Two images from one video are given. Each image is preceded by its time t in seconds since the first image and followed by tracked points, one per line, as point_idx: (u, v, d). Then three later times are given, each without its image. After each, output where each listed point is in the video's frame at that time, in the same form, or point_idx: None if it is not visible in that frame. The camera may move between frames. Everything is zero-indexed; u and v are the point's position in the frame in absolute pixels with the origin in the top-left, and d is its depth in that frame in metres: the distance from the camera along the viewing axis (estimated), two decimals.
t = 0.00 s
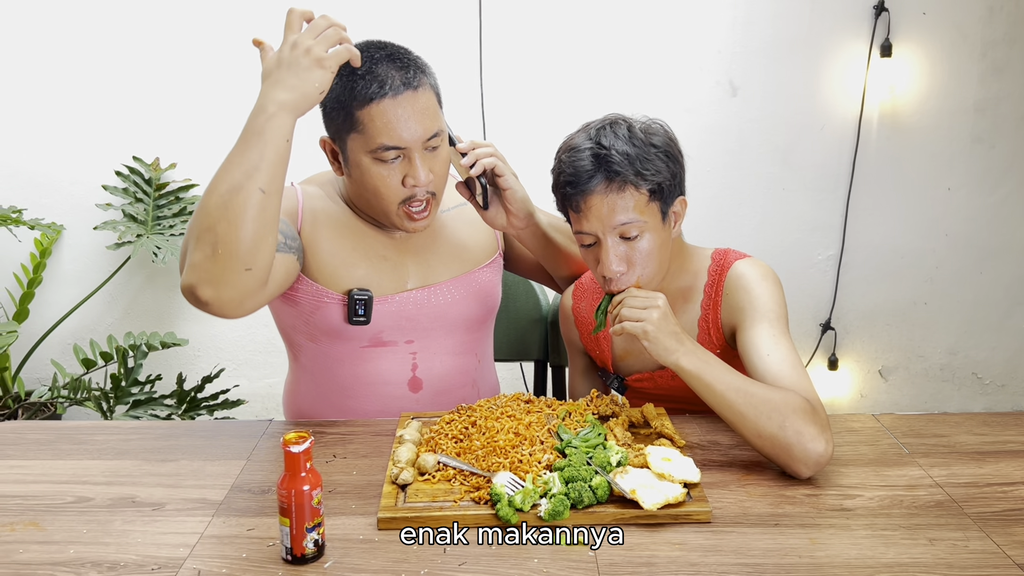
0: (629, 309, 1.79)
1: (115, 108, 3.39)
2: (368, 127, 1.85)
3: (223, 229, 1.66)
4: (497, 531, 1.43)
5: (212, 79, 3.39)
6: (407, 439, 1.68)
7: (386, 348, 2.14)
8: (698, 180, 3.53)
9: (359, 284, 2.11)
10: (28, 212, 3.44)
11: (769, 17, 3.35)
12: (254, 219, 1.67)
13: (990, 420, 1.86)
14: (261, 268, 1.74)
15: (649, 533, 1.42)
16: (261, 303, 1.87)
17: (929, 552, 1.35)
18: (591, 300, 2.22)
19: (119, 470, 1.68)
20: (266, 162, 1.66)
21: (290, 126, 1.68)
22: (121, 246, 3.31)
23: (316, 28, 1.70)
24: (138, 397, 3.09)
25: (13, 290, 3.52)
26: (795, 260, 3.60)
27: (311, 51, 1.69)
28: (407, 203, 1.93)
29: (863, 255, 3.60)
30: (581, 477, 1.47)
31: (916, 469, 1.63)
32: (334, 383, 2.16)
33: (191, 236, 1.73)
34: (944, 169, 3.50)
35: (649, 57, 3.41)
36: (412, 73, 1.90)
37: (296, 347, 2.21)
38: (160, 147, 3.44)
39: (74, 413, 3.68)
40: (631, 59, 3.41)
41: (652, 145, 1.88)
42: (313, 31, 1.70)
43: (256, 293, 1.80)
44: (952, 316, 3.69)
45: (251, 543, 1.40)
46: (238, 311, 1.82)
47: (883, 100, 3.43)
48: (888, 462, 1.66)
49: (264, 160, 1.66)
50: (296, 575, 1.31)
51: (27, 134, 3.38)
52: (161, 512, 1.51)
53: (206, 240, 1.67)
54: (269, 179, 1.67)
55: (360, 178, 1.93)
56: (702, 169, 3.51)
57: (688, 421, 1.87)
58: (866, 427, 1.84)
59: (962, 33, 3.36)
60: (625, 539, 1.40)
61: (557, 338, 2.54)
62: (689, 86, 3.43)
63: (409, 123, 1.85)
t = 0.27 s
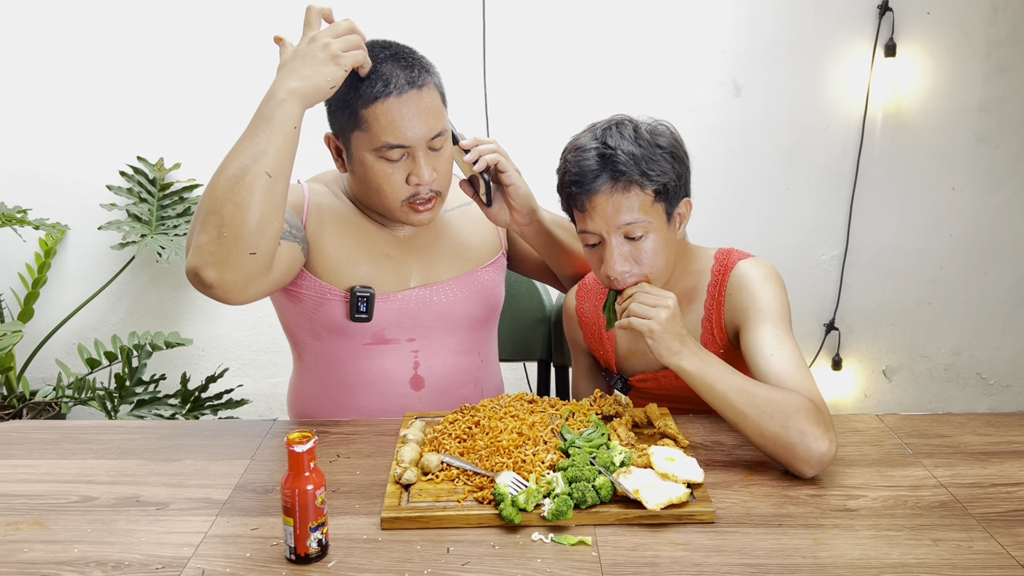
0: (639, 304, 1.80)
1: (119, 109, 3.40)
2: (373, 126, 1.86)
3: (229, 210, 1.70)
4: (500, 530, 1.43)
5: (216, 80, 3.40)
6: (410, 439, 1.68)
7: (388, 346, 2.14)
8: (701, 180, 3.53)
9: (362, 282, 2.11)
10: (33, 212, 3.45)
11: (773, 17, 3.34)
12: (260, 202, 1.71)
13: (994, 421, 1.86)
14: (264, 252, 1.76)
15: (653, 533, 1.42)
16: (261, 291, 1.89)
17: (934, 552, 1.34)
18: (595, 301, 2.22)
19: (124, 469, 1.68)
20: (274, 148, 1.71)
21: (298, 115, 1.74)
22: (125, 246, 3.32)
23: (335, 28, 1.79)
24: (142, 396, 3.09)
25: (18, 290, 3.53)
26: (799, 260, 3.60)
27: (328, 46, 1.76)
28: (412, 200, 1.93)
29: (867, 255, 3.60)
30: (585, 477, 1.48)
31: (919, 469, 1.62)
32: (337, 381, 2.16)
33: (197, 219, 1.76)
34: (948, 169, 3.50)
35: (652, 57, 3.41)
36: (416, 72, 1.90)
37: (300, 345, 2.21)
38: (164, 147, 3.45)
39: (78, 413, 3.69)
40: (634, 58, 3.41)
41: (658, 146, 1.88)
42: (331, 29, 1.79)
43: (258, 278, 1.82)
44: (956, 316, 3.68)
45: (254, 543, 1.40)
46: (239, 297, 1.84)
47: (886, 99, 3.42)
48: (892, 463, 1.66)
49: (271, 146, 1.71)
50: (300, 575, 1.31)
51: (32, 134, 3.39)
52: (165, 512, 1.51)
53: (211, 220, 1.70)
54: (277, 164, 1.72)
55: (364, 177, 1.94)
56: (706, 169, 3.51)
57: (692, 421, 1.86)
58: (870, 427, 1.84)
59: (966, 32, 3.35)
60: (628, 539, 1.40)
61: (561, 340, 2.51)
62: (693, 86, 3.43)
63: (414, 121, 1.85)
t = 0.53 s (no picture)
0: (627, 325, 1.75)
1: (126, 109, 3.41)
2: (381, 124, 1.86)
3: (239, 216, 1.72)
4: (505, 530, 1.44)
5: (222, 80, 3.41)
6: (415, 439, 1.68)
7: (394, 345, 2.15)
8: (706, 180, 3.53)
9: (366, 281, 2.12)
10: (40, 212, 3.47)
11: (778, 17, 3.34)
12: (270, 207, 1.73)
13: (1000, 421, 1.85)
14: (273, 256, 1.79)
15: (657, 533, 1.42)
16: (270, 293, 1.91)
17: (938, 552, 1.35)
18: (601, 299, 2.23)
19: (130, 469, 1.69)
20: (284, 154, 1.73)
21: (308, 121, 1.75)
22: (132, 246, 3.33)
23: (343, 34, 1.79)
24: (149, 396, 3.10)
25: (25, 290, 3.55)
26: (804, 260, 3.59)
27: (337, 51, 1.77)
28: (418, 198, 1.94)
29: (872, 255, 3.59)
30: (589, 477, 1.48)
31: (925, 469, 1.62)
32: (342, 380, 2.17)
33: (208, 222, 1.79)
34: (954, 168, 3.49)
35: (657, 57, 3.41)
36: (424, 71, 1.91)
37: (306, 345, 2.22)
38: (170, 147, 3.46)
39: (85, 412, 3.71)
40: (639, 58, 3.41)
41: (667, 141, 1.88)
42: (341, 35, 1.79)
43: (267, 281, 1.85)
44: (962, 316, 3.68)
45: (260, 542, 1.41)
46: (249, 300, 1.87)
47: (892, 99, 3.42)
48: (897, 463, 1.66)
49: (281, 152, 1.73)
50: (306, 573, 1.32)
51: (38, 134, 3.40)
52: (171, 511, 1.52)
53: (222, 225, 1.73)
54: (286, 169, 1.73)
55: (371, 173, 1.94)
56: (711, 168, 3.51)
57: (696, 421, 1.87)
58: (875, 427, 1.84)
59: (972, 32, 3.35)
60: (633, 539, 1.40)
61: (565, 338, 2.54)
62: (698, 85, 3.43)
63: (421, 120, 1.86)
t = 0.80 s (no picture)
0: (622, 327, 1.77)
1: (130, 110, 3.42)
2: (388, 121, 1.86)
3: (244, 214, 1.72)
4: (508, 530, 1.44)
5: (225, 80, 3.41)
6: (418, 439, 1.68)
7: (396, 344, 2.15)
8: (710, 180, 3.52)
9: (369, 280, 2.12)
10: (44, 212, 3.48)
11: (782, 17, 3.34)
12: (275, 206, 1.73)
13: (1004, 421, 1.85)
14: (277, 255, 1.79)
15: (660, 533, 1.42)
16: (273, 291, 1.92)
17: (943, 553, 1.34)
18: (606, 299, 2.22)
19: (134, 468, 1.69)
20: (289, 153, 1.73)
21: (313, 120, 1.76)
22: (135, 246, 3.33)
23: (348, 34, 1.80)
24: (152, 396, 3.10)
25: (29, 290, 3.55)
26: (807, 260, 3.59)
27: (341, 51, 1.77)
28: (425, 196, 1.93)
29: (876, 255, 3.59)
30: (592, 477, 1.48)
31: (928, 470, 1.62)
32: (345, 379, 2.17)
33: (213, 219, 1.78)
34: (958, 168, 3.48)
35: (660, 57, 3.41)
36: (431, 70, 1.91)
37: (309, 344, 2.22)
38: (174, 147, 3.47)
39: (89, 412, 3.71)
40: (642, 58, 3.41)
41: (674, 142, 1.88)
42: (344, 35, 1.79)
43: (270, 280, 1.85)
44: (966, 316, 3.67)
45: (263, 542, 1.41)
46: (251, 299, 1.86)
47: (896, 99, 3.41)
48: (900, 463, 1.65)
49: (287, 152, 1.73)
50: (309, 573, 1.32)
51: (42, 134, 3.41)
52: (174, 511, 1.52)
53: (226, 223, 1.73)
54: (292, 169, 1.73)
55: (378, 172, 1.94)
56: (714, 168, 3.50)
57: (699, 421, 1.86)
58: (879, 428, 1.83)
59: (976, 31, 3.34)
60: (636, 539, 1.40)
61: (568, 338, 2.54)
62: (701, 85, 3.43)
63: (428, 117, 1.86)
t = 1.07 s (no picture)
0: (635, 313, 1.80)
1: (132, 110, 3.42)
2: (389, 121, 1.86)
3: (251, 219, 1.72)
4: (511, 530, 1.44)
5: (227, 80, 3.41)
6: (420, 439, 1.68)
7: (401, 343, 2.15)
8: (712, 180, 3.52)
9: (373, 280, 2.12)
10: (47, 212, 3.48)
11: (784, 17, 3.34)
12: (282, 211, 1.74)
13: (1008, 422, 1.84)
14: (284, 260, 1.79)
15: (663, 534, 1.42)
16: (278, 296, 1.92)
17: (945, 553, 1.34)
18: (610, 299, 2.23)
19: (136, 468, 1.69)
20: (296, 158, 1.73)
21: (319, 126, 1.75)
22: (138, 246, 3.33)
23: (348, 35, 1.79)
24: (155, 396, 3.10)
25: (32, 290, 3.56)
26: (810, 260, 3.58)
27: (343, 53, 1.76)
28: (427, 195, 1.93)
29: (879, 255, 3.58)
30: (595, 477, 1.48)
31: (931, 470, 1.62)
32: (350, 379, 2.17)
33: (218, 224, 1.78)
34: (961, 168, 3.48)
35: (663, 56, 3.41)
36: (431, 68, 1.91)
37: (313, 344, 2.22)
38: (176, 147, 3.47)
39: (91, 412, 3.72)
40: (644, 57, 3.41)
41: (680, 143, 1.87)
42: (345, 36, 1.78)
43: (276, 284, 1.85)
44: (969, 316, 3.66)
45: (266, 542, 1.41)
46: (256, 303, 1.87)
47: (898, 99, 3.40)
48: (903, 463, 1.65)
49: (294, 157, 1.73)
50: (311, 573, 1.32)
51: (45, 135, 3.42)
52: (177, 511, 1.52)
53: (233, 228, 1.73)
54: (298, 174, 1.74)
55: (380, 172, 1.94)
56: (716, 168, 3.50)
57: (702, 421, 1.86)
58: (882, 428, 1.83)
59: (979, 31, 3.33)
60: (639, 539, 1.40)
61: (570, 338, 2.53)
62: (704, 85, 3.43)
63: (428, 116, 1.86)
